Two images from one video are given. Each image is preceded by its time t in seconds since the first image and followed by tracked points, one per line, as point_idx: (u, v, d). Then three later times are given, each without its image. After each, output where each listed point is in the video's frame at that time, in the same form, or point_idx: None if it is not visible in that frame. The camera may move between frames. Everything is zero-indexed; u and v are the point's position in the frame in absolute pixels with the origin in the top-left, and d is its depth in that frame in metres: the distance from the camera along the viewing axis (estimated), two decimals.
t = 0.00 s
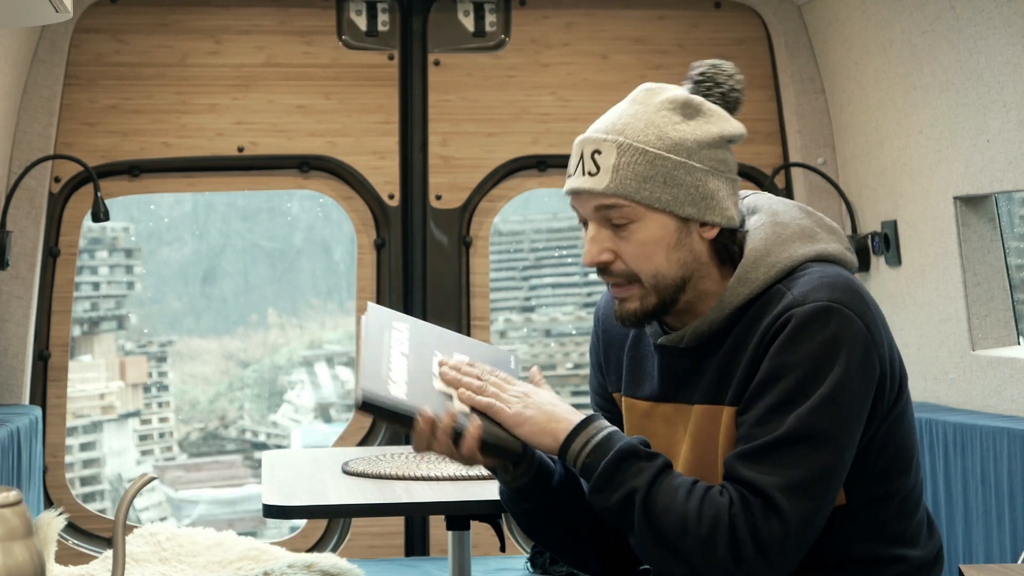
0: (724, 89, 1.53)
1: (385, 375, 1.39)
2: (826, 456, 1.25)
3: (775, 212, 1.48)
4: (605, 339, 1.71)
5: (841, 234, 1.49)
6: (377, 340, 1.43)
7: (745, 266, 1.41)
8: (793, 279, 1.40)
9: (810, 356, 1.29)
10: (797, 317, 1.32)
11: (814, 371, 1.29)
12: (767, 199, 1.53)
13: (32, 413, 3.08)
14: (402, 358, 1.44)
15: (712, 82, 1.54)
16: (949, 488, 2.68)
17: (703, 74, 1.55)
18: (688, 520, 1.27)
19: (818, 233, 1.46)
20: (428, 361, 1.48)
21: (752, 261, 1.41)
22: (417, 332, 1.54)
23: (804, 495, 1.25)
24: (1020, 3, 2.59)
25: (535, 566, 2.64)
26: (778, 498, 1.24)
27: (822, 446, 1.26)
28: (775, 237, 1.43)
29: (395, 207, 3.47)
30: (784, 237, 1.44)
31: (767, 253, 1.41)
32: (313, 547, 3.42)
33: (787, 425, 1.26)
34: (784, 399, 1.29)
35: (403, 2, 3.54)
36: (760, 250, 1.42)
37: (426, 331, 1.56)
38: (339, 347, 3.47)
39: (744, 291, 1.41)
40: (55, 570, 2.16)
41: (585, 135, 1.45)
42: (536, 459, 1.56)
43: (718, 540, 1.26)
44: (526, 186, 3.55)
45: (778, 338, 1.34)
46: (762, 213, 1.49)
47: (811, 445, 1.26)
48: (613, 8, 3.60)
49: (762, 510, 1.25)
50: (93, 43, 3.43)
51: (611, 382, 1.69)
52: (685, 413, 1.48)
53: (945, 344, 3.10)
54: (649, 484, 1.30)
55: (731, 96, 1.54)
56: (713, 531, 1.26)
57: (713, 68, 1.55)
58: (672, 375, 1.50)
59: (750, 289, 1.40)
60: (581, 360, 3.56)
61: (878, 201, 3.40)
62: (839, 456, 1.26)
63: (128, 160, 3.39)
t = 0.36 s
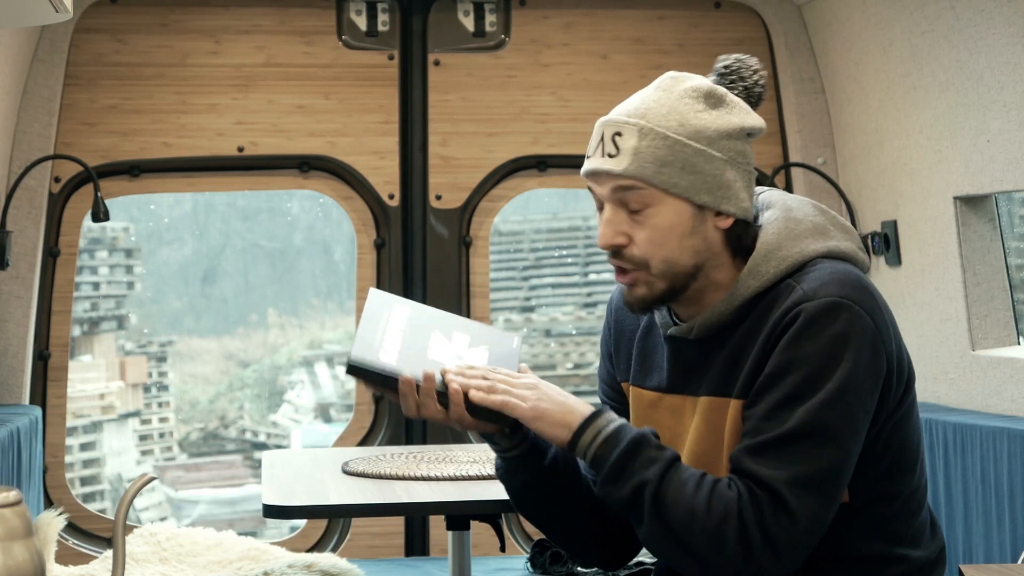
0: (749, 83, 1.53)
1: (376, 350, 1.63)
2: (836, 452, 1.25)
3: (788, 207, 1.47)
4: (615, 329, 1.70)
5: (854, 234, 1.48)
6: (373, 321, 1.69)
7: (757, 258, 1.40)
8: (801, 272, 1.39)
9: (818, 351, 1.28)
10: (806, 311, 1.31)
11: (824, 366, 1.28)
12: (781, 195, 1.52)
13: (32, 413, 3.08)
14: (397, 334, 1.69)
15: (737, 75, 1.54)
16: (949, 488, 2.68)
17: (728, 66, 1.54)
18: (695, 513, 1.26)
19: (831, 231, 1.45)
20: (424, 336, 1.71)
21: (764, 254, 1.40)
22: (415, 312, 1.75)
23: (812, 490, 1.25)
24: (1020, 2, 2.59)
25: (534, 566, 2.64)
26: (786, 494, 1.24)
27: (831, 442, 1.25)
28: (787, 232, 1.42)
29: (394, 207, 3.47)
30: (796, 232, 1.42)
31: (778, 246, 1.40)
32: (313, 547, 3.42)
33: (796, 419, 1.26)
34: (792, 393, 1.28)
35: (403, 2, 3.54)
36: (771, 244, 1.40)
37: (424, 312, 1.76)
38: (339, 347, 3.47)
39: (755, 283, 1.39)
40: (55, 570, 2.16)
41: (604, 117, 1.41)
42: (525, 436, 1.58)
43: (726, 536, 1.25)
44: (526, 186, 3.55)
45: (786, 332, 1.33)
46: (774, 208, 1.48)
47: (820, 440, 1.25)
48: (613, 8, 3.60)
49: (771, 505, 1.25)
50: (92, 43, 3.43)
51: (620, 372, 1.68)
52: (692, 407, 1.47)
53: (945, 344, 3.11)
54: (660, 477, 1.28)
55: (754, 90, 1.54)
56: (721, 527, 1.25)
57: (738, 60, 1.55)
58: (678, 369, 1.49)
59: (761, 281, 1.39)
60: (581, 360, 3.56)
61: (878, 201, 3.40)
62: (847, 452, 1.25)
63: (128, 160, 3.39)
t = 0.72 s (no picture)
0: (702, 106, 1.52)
1: (387, 360, 1.68)
2: (826, 481, 1.24)
3: (766, 222, 1.46)
4: (601, 346, 1.70)
5: (835, 241, 1.47)
6: (388, 321, 1.74)
7: (739, 281, 1.39)
8: (788, 293, 1.37)
9: (804, 380, 1.26)
10: (792, 337, 1.28)
11: (812, 394, 1.26)
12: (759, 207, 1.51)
13: (32, 413, 3.08)
14: (412, 333, 1.72)
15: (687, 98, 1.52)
16: (949, 489, 2.68)
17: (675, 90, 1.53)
18: (689, 549, 1.28)
19: (810, 241, 1.44)
20: (440, 333, 1.73)
21: (746, 276, 1.39)
22: (435, 301, 1.78)
23: (804, 519, 1.24)
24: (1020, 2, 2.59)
25: (534, 566, 2.64)
26: (778, 525, 1.24)
27: (821, 470, 1.24)
28: (767, 250, 1.41)
29: (394, 207, 3.47)
30: (775, 250, 1.42)
31: (759, 267, 1.39)
32: (313, 547, 3.43)
33: (785, 449, 1.25)
34: (780, 421, 1.27)
35: (403, 2, 3.54)
36: (752, 264, 1.40)
37: (445, 295, 1.79)
38: (339, 347, 3.47)
39: (738, 307, 1.39)
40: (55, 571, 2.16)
41: (616, 136, 1.38)
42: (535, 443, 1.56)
43: (720, 568, 1.26)
44: (526, 186, 3.56)
45: (773, 357, 1.31)
46: (754, 225, 1.47)
47: (807, 470, 1.24)
48: (613, 8, 3.60)
49: (763, 536, 1.25)
50: (92, 43, 3.43)
51: (609, 391, 1.68)
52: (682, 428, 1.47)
53: (945, 344, 3.10)
54: (648, 513, 1.31)
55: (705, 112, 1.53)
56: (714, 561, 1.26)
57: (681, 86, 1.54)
58: (666, 391, 1.49)
59: (744, 305, 1.39)
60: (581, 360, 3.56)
61: (878, 201, 3.40)
62: (838, 479, 1.24)
63: (128, 160, 3.39)
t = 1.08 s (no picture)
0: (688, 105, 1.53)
1: (383, 381, 1.49)
2: (825, 497, 1.24)
3: (756, 229, 1.45)
4: (588, 352, 1.69)
5: (824, 244, 1.47)
6: (390, 332, 1.53)
7: (733, 291, 1.37)
8: (784, 304, 1.36)
9: (804, 394, 1.26)
10: (790, 352, 1.28)
11: (812, 410, 1.26)
12: (750, 214, 1.51)
13: (32, 413, 3.08)
14: (411, 351, 1.51)
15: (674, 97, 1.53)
16: (949, 489, 2.68)
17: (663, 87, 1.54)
18: None
19: (802, 247, 1.44)
20: (441, 354, 1.52)
21: (740, 285, 1.37)
22: (440, 317, 1.54)
23: (804, 535, 1.24)
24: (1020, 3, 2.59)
25: (534, 566, 2.64)
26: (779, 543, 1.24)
27: (821, 486, 1.24)
28: (761, 259, 1.40)
29: (394, 207, 3.47)
30: (768, 258, 1.40)
31: (754, 276, 1.38)
32: (313, 547, 3.42)
33: (783, 466, 1.25)
34: (778, 438, 1.27)
35: (403, 2, 3.54)
36: (746, 273, 1.38)
37: (452, 310, 1.55)
38: (339, 347, 3.47)
39: (734, 318, 1.37)
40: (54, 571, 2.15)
41: (605, 136, 1.38)
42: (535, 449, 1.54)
43: None
44: (526, 186, 3.56)
45: (771, 372, 1.30)
46: (745, 232, 1.46)
47: (806, 486, 1.25)
48: (613, 8, 3.60)
49: (764, 554, 1.25)
50: (93, 43, 3.43)
51: (597, 399, 1.66)
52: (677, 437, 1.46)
53: (945, 344, 3.10)
54: (637, 547, 1.32)
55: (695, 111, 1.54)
56: None
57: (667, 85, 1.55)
58: (659, 400, 1.48)
59: (740, 317, 1.37)
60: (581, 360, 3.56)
61: (878, 201, 3.40)
62: (838, 493, 1.25)
63: (128, 160, 3.39)
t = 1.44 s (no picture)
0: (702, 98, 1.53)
1: (411, 363, 1.49)
2: (833, 496, 1.26)
3: (772, 225, 1.45)
4: (603, 342, 1.71)
5: (840, 243, 1.47)
6: (421, 313, 1.53)
7: (745, 287, 1.38)
8: (797, 302, 1.36)
9: (813, 393, 1.27)
10: (800, 351, 1.28)
11: (823, 410, 1.27)
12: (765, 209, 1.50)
13: (32, 413, 3.08)
14: (442, 334, 1.51)
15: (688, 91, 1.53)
16: (949, 489, 2.68)
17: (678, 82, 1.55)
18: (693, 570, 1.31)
19: (818, 246, 1.43)
20: (470, 339, 1.51)
21: (752, 282, 1.38)
22: (471, 303, 1.54)
23: (812, 534, 1.26)
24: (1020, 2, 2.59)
25: (534, 566, 2.64)
26: (787, 541, 1.25)
27: (829, 486, 1.25)
28: (774, 257, 1.40)
29: (394, 207, 3.47)
30: (782, 255, 1.40)
31: (767, 273, 1.38)
32: (313, 547, 3.42)
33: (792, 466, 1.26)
34: (788, 437, 1.28)
35: (403, 2, 3.54)
36: (759, 270, 1.39)
37: (483, 295, 1.55)
38: (339, 347, 3.47)
39: (745, 314, 1.38)
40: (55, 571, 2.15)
41: (615, 131, 1.39)
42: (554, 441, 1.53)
43: None
44: (526, 186, 3.56)
45: (781, 371, 1.31)
46: (760, 227, 1.46)
47: (815, 486, 1.26)
48: (613, 8, 3.60)
49: (773, 552, 1.27)
50: (93, 43, 3.43)
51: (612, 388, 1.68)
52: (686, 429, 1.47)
53: (945, 344, 3.10)
54: (649, 540, 1.34)
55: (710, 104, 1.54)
56: None
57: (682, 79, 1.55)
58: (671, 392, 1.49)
59: (751, 313, 1.37)
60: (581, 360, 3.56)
61: (878, 201, 3.40)
62: (846, 493, 1.26)
63: (128, 160, 3.39)
